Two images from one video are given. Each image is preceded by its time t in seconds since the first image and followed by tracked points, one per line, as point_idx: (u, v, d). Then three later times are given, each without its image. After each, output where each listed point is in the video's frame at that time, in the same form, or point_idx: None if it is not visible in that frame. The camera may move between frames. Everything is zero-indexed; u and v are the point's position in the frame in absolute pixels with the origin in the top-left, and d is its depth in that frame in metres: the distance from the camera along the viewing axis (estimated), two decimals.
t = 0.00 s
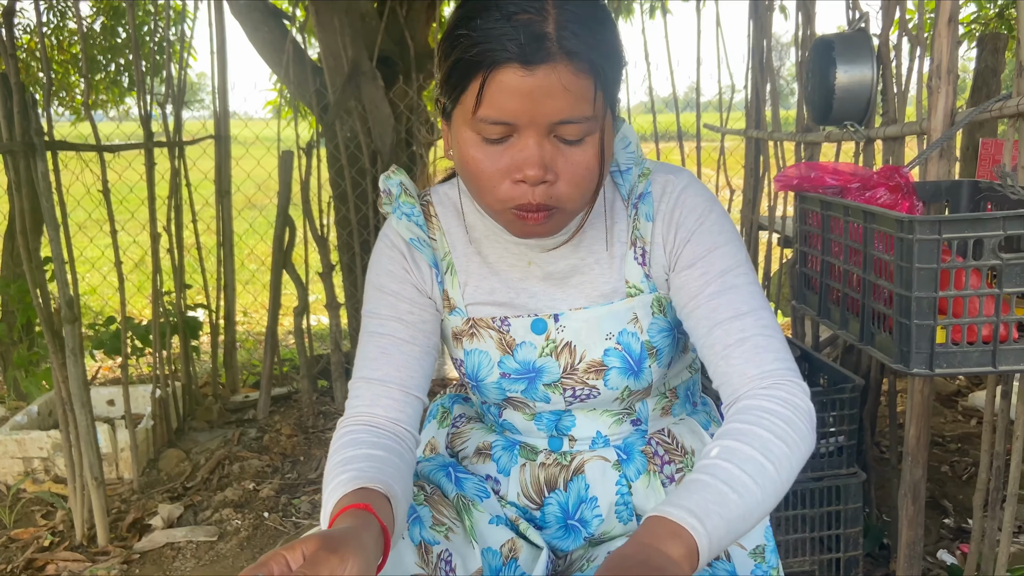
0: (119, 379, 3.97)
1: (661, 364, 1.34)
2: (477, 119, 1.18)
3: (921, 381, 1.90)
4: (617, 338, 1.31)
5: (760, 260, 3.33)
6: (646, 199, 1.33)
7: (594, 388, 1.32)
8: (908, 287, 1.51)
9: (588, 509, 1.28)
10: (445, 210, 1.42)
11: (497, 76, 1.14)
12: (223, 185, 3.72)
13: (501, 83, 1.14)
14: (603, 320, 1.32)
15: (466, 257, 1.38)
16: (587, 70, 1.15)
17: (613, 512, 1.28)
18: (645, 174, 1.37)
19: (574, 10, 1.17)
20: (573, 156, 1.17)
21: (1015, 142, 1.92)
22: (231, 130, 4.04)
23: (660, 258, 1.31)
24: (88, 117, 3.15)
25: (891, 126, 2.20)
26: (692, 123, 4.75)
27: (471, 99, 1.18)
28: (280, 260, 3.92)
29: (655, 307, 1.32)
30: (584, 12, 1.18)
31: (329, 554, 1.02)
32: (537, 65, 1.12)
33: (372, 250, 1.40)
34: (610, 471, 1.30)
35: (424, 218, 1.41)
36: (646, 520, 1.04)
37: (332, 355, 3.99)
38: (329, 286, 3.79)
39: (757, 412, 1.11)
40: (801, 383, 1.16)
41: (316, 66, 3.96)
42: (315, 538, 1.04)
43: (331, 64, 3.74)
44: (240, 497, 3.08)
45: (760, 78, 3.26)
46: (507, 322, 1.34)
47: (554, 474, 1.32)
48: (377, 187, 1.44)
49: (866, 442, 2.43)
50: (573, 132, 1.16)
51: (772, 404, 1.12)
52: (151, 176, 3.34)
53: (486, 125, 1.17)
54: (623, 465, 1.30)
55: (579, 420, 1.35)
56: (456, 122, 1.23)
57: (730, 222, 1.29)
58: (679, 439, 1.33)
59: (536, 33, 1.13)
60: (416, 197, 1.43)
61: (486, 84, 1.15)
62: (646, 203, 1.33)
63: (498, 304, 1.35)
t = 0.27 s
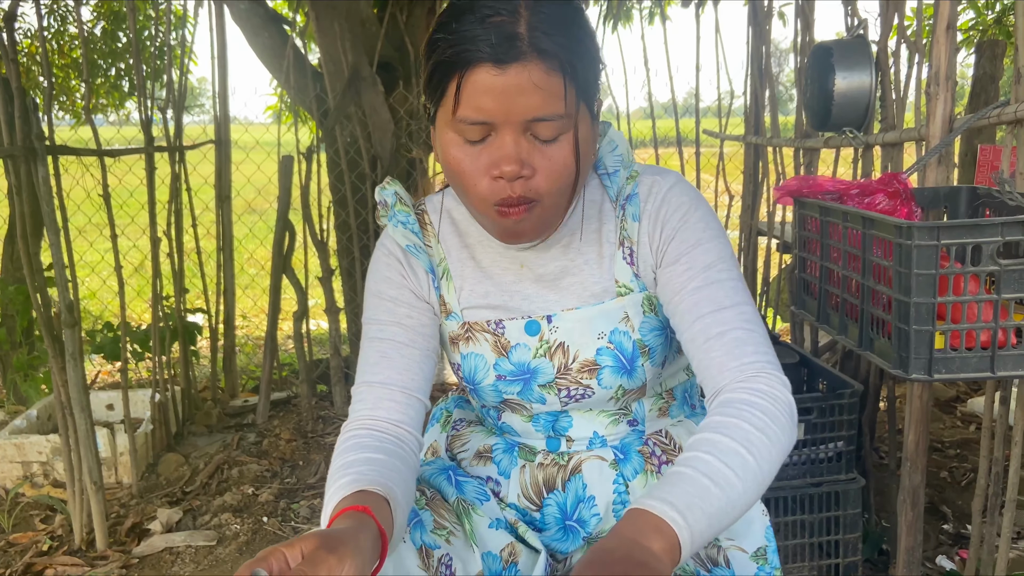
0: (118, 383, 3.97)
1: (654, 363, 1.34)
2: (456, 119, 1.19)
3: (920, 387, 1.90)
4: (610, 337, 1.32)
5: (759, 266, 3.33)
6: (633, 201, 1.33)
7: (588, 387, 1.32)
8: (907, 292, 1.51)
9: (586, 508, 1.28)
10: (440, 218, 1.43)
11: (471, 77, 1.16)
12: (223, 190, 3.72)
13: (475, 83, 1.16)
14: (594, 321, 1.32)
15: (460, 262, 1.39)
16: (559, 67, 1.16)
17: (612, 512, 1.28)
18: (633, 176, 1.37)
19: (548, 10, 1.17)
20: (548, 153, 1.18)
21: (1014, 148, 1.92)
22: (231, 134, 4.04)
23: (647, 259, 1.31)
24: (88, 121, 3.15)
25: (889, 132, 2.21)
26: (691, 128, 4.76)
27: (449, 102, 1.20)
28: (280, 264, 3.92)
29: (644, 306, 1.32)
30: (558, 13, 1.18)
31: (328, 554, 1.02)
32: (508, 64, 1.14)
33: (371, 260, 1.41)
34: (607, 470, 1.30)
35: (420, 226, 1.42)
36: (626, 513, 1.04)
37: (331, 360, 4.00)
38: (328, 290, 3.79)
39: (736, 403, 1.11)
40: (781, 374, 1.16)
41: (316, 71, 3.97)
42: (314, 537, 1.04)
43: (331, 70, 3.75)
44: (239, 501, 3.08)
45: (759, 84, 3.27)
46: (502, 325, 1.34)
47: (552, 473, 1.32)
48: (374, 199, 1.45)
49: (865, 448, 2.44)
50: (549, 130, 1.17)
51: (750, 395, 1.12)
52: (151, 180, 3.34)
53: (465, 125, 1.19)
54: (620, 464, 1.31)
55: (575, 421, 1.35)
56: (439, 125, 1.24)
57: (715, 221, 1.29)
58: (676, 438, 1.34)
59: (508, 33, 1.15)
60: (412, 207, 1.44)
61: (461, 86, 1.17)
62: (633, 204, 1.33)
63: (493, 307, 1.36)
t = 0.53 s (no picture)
0: (118, 387, 3.97)
1: (646, 366, 1.35)
2: (447, 123, 1.20)
3: (919, 392, 1.90)
4: (601, 342, 1.32)
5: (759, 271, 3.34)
6: (620, 206, 1.33)
7: (581, 392, 1.32)
8: (907, 297, 1.51)
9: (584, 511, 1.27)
10: (434, 225, 1.44)
11: (462, 80, 1.17)
12: (223, 194, 3.73)
13: (465, 86, 1.16)
14: (586, 325, 1.32)
15: (455, 268, 1.39)
16: (547, 70, 1.17)
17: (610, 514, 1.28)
18: (623, 182, 1.37)
19: (535, 15, 1.20)
20: (537, 156, 1.18)
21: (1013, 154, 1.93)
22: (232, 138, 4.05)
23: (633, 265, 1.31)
24: (89, 125, 3.15)
25: (888, 137, 2.22)
26: (691, 132, 4.76)
27: (440, 106, 1.20)
28: (280, 268, 3.92)
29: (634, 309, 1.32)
30: (545, 17, 1.20)
31: (324, 555, 1.02)
32: (497, 67, 1.15)
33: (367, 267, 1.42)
34: (603, 472, 1.30)
35: (415, 234, 1.43)
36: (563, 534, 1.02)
37: (331, 364, 4.00)
38: (328, 294, 3.78)
39: (682, 423, 1.10)
40: (731, 394, 1.16)
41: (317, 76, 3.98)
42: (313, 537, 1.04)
43: (332, 74, 3.76)
44: (238, 506, 3.07)
45: (759, 89, 3.28)
46: (496, 330, 1.34)
47: (548, 476, 1.32)
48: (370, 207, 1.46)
49: (864, 453, 2.44)
50: (538, 133, 1.17)
51: (697, 416, 1.11)
52: (152, 184, 3.34)
53: (454, 128, 1.19)
54: (617, 467, 1.30)
55: (571, 424, 1.35)
56: (431, 131, 1.25)
57: (701, 229, 1.28)
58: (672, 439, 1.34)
59: (495, 38, 1.16)
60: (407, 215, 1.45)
61: (452, 89, 1.18)
62: (620, 210, 1.33)
63: (487, 312, 1.36)
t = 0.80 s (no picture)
0: (118, 390, 3.97)
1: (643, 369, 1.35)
2: (441, 128, 1.20)
3: (920, 396, 1.90)
4: (597, 345, 1.32)
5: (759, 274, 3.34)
6: (615, 211, 1.33)
7: (577, 395, 1.32)
8: (908, 300, 1.51)
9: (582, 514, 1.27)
10: (430, 230, 1.44)
11: (456, 85, 1.17)
12: (224, 197, 3.73)
13: (460, 91, 1.16)
14: (581, 328, 1.32)
15: (451, 272, 1.39)
16: (542, 75, 1.17)
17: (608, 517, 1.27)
18: (617, 186, 1.37)
19: (528, 19, 1.19)
20: (532, 160, 1.18)
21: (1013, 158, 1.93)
22: (232, 141, 4.05)
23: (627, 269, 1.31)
24: (90, 128, 3.16)
25: (889, 141, 2.22)
26: (691, 136, 4.77)
27: (435, 109, 1.20)
28: (280, 271, 3.92)
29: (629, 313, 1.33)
30: (539, 22, 1.20)
31: (319, 556, 1.02)
32: (492, 72, 1.15)
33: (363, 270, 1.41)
34: (600, 475, 1.29)
35: (410, 238, 1.43)
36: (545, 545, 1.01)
37: (331, 367, 4.00)
38: (328, 297, 3.78)
39: (668, 432, 1.10)
40: (721, 402, 1.15)
41: (317, 79, 3.98)
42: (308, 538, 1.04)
43: (333, 77, 3.77)
44: (238, 508, 3.07)
45: (759, 93, 3.29)
46: (492, 334, 1.34)
47: (546, 479, 1.31)
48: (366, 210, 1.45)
49: (865, 456, 2.43)
50: (533, 137, 1.17)
51: (683, 425, 1.11)
52: (153, 187, 3.35)
53: (449, 133, 1.19)
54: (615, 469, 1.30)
55: (568, 427, 1.35)
56: (426, 134, 1.25)
57: (695, 235, 1.29)
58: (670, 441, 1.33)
59: (490, 43, 1.16)
60: (402, 219, 1.44)
61: (447, 93, 1.18)
62: (614, 214, 1.33)
63: (483, 316, 1.36)
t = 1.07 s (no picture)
0: (119, 392, 3.98)
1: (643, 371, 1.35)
2: (443, 130, 1.20)
3: (920, 397, 1.90)
4: (597, 347, 1.32)
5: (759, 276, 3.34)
6: (615, 212, 1.34)
7: (578, 396, 1.32)
8: (908, 302, 1.51)
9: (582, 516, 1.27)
10: (431, 232, 1.44)
11: (458, 87, 1.17)
12: (225, 199, 3.73)
13: (462, 92, 1.17)
14: (581, 331, 1.32)
15: (452, 274, 1.40)
16: (544, 77, 1.17)
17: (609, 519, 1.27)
18: (617, 188, 1.38)
19: (530, 22, 1.20)
20: (534, 162, 1.19)
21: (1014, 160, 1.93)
22: (233, 143, 4.06)
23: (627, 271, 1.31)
24: (92, 130, 3.16)
25: (889, 143, 2.22)
26: (692, 138, 4.77)
27: (437, 112, 1.21)
28: (281, 273, 3.92)
29: (629, 315, 1.33)
30: (541, 24, 1.20)
31: (325, 560, 1.02)
32: (494, 74, 1.15)
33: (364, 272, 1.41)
34: (601, 477, 1.30)
35: (411, 240, 1.43)
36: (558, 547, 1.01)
37: (331, 369, 4.00)
38: (329, 299, 3.78)
39: (675, 432, 1.10)
40: (724, 402, 1.15)
41: (318, 81, 3.99)
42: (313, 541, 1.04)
43: (334, 79, 3.77)
44: (238, 510, 3.07)
45: (760, 95, 3.29)
46: (493, 336, 1.35)
47: (547, 481, 1.32)
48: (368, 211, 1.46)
49: (866, 458, 2.44)
50: (535, 140, 1.18)
51: (690, 425, 1.11)
52: (154, 189, 3.35)
53: (451, 135, 1.19)
54: (615, 472, 1.31)
55: (569, 429, 1.35)
56: (428, 136, 1.25)
57: (695, 236, 1.29)
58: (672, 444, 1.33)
59: (493, 45, 1.16)
60: (403, 221, 1.45)
61: (449, 95, 1.18)
62: (615, 215, 1.33)
63: (483, 318, 1.36)
